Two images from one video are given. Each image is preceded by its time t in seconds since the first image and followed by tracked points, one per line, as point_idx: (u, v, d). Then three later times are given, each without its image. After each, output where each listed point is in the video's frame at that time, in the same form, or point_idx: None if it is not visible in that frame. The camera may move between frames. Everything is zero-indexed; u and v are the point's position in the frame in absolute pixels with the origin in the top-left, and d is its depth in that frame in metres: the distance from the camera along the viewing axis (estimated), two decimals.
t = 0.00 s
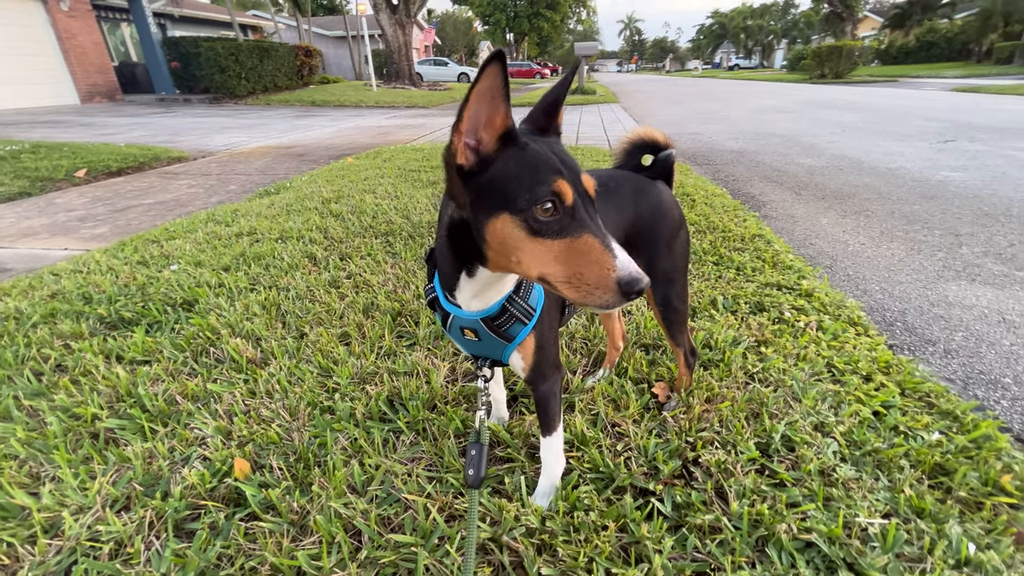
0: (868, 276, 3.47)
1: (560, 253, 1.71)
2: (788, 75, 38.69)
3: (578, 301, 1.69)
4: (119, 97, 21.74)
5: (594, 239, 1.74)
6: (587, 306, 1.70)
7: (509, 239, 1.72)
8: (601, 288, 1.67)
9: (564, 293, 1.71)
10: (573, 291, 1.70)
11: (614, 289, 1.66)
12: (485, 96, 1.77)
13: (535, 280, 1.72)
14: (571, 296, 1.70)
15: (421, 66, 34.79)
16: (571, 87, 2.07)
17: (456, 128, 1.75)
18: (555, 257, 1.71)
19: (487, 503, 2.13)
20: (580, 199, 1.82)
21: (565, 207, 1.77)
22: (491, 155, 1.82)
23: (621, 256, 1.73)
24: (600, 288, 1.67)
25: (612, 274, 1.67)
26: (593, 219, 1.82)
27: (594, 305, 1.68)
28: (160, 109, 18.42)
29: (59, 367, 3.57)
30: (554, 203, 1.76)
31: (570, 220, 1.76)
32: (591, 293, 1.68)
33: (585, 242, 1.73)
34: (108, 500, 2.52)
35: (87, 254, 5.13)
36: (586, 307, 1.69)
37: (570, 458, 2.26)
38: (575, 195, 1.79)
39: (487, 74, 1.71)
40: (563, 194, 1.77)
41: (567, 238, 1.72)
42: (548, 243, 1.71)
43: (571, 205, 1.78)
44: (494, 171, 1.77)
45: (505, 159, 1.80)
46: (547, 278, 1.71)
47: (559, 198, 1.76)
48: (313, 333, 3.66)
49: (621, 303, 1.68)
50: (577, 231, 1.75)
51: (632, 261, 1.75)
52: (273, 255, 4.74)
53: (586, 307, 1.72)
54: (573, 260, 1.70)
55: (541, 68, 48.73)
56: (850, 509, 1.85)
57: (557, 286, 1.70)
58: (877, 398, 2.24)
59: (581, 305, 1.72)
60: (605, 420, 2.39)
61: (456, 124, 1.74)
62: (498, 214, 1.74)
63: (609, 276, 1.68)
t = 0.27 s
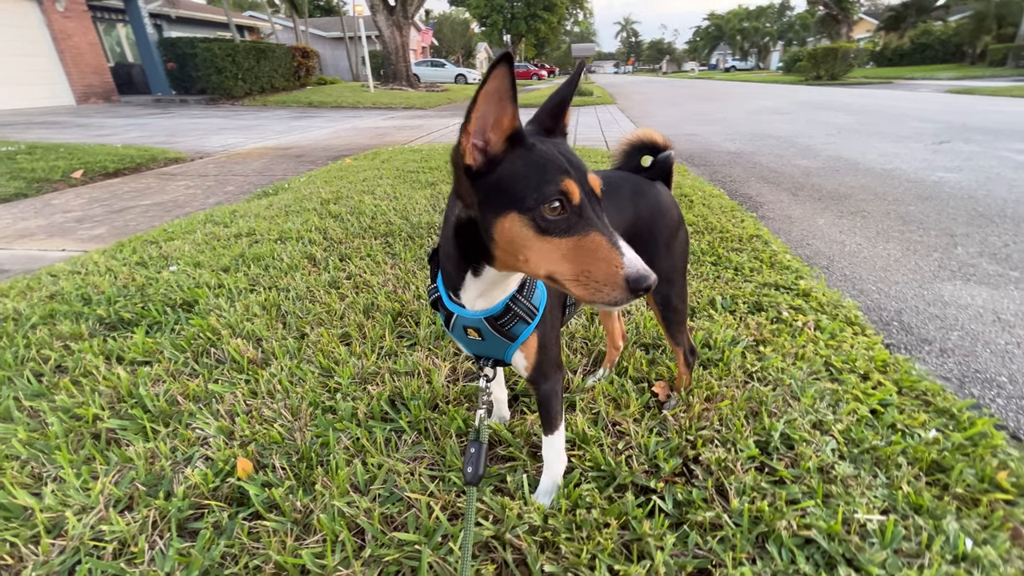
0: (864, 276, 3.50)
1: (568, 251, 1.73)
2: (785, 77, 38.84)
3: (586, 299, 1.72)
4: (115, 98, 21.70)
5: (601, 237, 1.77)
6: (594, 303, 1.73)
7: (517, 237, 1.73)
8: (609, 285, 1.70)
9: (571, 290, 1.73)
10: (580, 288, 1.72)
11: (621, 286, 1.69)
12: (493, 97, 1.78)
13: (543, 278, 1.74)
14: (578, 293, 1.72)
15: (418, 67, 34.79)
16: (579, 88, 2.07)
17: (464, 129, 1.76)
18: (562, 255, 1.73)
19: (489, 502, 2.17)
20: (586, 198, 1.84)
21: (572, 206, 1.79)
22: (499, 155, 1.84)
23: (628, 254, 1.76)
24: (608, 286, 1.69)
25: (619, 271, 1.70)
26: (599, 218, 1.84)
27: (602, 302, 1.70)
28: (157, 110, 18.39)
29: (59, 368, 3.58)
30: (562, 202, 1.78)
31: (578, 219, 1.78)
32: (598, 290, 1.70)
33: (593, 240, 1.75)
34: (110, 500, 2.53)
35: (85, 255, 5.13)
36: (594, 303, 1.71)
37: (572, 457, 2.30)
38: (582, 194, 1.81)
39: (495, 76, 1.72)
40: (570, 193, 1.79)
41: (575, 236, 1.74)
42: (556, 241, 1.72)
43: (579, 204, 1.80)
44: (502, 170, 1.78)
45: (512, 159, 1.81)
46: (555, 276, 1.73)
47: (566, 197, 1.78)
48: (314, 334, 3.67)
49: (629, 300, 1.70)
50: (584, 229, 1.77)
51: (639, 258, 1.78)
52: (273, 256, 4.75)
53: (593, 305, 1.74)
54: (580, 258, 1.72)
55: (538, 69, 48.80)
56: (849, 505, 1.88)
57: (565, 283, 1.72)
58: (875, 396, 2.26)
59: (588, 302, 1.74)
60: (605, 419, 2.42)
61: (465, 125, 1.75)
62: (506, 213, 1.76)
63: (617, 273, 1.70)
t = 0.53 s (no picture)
0: (860, 276, 3.55)
1: (580, 252, 1.76)
2: (779, 78, 39.07)
3: (597, 299, 1.76)
4: (108, 99, 21.60)
5: (612, 239, 1.80)
6: (605, 303, 1.76)
7: (529, 239, 1.76)
8: (620, 285, 1.74)
9: (583, 291, 1.77)
10: (592, 289, 1.76)
11: (632, 287, 1.73)
12: (506, 100, 1.80)
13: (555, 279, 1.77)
14: (590, 294, 1.76)
15: (413, 67, 34.76)
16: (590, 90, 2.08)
17: (477, 132, 1.78)
18: (574, 256, 1.76)
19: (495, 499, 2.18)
20: (597, 200, 1.87)
21: (583, 207, 1.82)
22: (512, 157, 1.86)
23: (638, 254, 1.79)
24: (620, 287, 1.73)
25: (630, 272, 1.74)
26: (609, 219, 1.87)
27: (614, 303, 1.74)
28: (151, 110, 18.33)
29: (59, 370, 3.58)
30: (573, 204, 1.81)
31: (589, 221, 1.81)
32: (610, 291, 1.74)
33: (604, 242, 1.79)
34: (115, 501, 2.55)
35: (83, 257, 5.12)
36: (606, 304, 1.75)
37: (576, 455, 2.34)
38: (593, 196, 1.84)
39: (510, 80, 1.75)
40: (581, 195, 1.82)
41: (586, 238, 1.78)
42: (568, 242, 1.75)
43: (590, 205, 1.83)
44: (514, 173, 1.81)
45: (524, 161, 1.83)
46: (566, 277, 1.76)
47: (577, 199, 1.81)
48: (316, 334, 3.69)
49: (640, 300, 1.74)
50: (595, 231, 1.81)
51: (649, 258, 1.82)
52: (272, 258, 4.76)
53: (604, 305, 1.78)
54: (592, 259, 1.75)
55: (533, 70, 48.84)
56: (849, 501, 1.93)
57: (577, 284, 1.75)
58: (872, 395, 2.31)
59: (599, 302, 1.78)
60: (608, 418, 2.46)
61: (478, 127, 1.77)
62: (518, 215, 1.78)
63: (628, 274, 1.74)
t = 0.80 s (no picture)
0: (857, 278, 3.57)
1: (584, 251, 1.79)
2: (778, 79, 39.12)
3: (601, 297, 1.80)
4: (104, 100, 21.52)
5: (616, 237, 1.84)
6: (609, 301, 1.81)
7: (534, 238, 1.79)
8: (625, 284, 1.78)
9: (587, 289, 1.81)
10: (596, 287, 1.80)
11: (636, 286, 1.78)
12: (511, 98, 1.81)
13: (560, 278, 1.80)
14: (595, 292, 1.80)
15: (409, 68, 34.72)
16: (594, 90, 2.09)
17: (483, 130, 1.78)
18: (579, 254, 1.80)
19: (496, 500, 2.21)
20: (601, 198, 1.89)
21: (588, 206, 1.84)
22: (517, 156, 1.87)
23: (641, 253, 1.83)
24: (624, 285, 1.77)
25: (635, 271, 1.78)
26: (613, 217, 1.90)
27: (618, 301, 1.78)
28: (146, 111, 18.27)
29: (57, 371, 3.57)
30: (578, 203, 1.83)
31: (594, 219, 1.84)
32: (614, 289, 1.78)
33: (608, 240, 1.82)
34: (114, 502, 2.55)
35: (78, 258, 5.11)
36: (610, 302, 1.79)
37: (576, 455, 2.37)
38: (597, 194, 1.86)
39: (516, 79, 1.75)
40: (586, 193, 1.84)
41: (591, 237, 1.81)
42: (573, 241, 1.79)
43: (595, 204, 1.85)
44: (519, 172, 1.82)
45: (529, 160, 1.85)
46: (571, 275, 1.80)
47: (582, 198, 1.83)
48: (315, 335, 3.70)
49: (643, 298, 1.79)
50: (599, 229, 1.84)
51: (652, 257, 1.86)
52: (270, 259, 4.76)
53: (608, 303, 1.82)
54: (596, 258, 1.79)
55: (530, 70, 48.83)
56: (848, 500, 1.95)
57: (582, 283, 1.79)
58: (871, 394, 2.33)
59: (604, 300, 1.82)
60: (608, 418, 2.48)
61: (484, 126, 1.77)
62: (524, 214, 1.81)
63: (632, 272, 1.78)
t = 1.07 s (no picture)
0: (859, 278, 3.57)
1: (588, 247, 1.79)
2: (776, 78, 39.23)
3: (606, 294, 1.79)
4: (92, 98, 21.28)
5: (620, 234, 1.83)
6: (614, 298, 1.80)
7: (538, 234, 1.79)
8: (629, 280, 1.78)
9: (592, 286, 1.81)
10: (601, 283, 1.80)
11: (641, 282, 1.77)
12: (514, 94, 1.81)
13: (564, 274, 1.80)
14: (599, 289, 1.79)
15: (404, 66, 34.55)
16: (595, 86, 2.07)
17: (486, 125, 1.78)
18: (583, 250, 1.79)
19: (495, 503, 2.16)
20: (606, 193, 1.89)
21: (592, 202, 1.84)
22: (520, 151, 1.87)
23: (647, 249, 1.83)
24: (629, 282, 1.77)
25: (639, 267, 1.78)
26: (617, 213, 1.90)
27: (623, 297, 1.78)
28: (136, 109, 18.08)
29: (45, 373, 3.50)
30: (582, 198, 1.83)
31: (598, 215, 1.84)
32: (619, 285, 1.78)
33: (613, 236, 1.82)
34: (104, 506, 2.50)
35: (66, 259, 5.03)
36: (615, 299, 1.79)
37: (577, 457, 2.35)
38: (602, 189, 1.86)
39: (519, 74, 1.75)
40: (590, 189, 1.84)
41: (595, 233, 1.81)
42: (577, 237, 1.79)
43: (599, 200, 1.85)
44: (523, 167, 1.83)
45: (533, 156, 1.85)
46: (575, 272, 1.80)
47: (587, 193, 1.83)
48: (309, 337, 3.65)
49: (649, 295, 1.78)
50: (604, 225, 1.84)
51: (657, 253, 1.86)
52: (263, 259, 4.70)
53: (613, 300, 1.81)
54: (600, 254, 1.79)
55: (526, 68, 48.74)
56: (852, 501, 1.94)
57: (586, 279, 1.79)
58: (874, 395, 2.31)
59: (608, 296, 1.82)
60: (609, 419, 2.47)
61: (486, 121, 1.78)
62: (527, 210, 1.81)
63: (637, 268, 1.78)
